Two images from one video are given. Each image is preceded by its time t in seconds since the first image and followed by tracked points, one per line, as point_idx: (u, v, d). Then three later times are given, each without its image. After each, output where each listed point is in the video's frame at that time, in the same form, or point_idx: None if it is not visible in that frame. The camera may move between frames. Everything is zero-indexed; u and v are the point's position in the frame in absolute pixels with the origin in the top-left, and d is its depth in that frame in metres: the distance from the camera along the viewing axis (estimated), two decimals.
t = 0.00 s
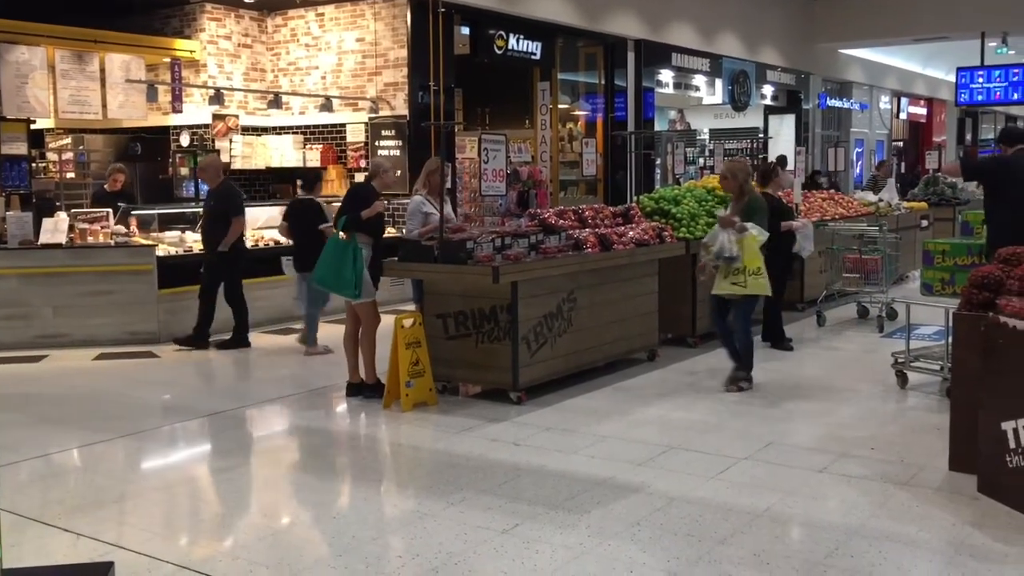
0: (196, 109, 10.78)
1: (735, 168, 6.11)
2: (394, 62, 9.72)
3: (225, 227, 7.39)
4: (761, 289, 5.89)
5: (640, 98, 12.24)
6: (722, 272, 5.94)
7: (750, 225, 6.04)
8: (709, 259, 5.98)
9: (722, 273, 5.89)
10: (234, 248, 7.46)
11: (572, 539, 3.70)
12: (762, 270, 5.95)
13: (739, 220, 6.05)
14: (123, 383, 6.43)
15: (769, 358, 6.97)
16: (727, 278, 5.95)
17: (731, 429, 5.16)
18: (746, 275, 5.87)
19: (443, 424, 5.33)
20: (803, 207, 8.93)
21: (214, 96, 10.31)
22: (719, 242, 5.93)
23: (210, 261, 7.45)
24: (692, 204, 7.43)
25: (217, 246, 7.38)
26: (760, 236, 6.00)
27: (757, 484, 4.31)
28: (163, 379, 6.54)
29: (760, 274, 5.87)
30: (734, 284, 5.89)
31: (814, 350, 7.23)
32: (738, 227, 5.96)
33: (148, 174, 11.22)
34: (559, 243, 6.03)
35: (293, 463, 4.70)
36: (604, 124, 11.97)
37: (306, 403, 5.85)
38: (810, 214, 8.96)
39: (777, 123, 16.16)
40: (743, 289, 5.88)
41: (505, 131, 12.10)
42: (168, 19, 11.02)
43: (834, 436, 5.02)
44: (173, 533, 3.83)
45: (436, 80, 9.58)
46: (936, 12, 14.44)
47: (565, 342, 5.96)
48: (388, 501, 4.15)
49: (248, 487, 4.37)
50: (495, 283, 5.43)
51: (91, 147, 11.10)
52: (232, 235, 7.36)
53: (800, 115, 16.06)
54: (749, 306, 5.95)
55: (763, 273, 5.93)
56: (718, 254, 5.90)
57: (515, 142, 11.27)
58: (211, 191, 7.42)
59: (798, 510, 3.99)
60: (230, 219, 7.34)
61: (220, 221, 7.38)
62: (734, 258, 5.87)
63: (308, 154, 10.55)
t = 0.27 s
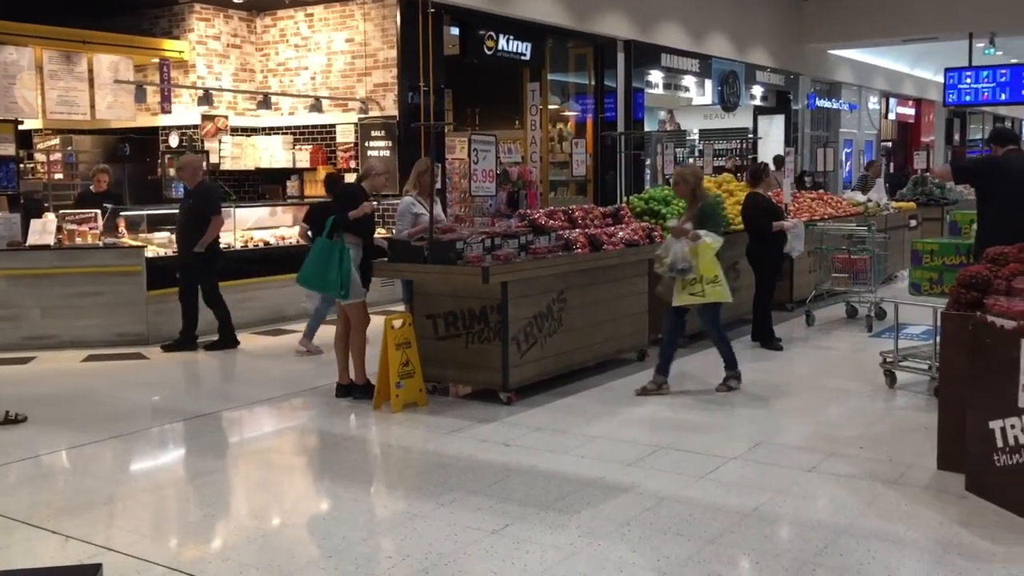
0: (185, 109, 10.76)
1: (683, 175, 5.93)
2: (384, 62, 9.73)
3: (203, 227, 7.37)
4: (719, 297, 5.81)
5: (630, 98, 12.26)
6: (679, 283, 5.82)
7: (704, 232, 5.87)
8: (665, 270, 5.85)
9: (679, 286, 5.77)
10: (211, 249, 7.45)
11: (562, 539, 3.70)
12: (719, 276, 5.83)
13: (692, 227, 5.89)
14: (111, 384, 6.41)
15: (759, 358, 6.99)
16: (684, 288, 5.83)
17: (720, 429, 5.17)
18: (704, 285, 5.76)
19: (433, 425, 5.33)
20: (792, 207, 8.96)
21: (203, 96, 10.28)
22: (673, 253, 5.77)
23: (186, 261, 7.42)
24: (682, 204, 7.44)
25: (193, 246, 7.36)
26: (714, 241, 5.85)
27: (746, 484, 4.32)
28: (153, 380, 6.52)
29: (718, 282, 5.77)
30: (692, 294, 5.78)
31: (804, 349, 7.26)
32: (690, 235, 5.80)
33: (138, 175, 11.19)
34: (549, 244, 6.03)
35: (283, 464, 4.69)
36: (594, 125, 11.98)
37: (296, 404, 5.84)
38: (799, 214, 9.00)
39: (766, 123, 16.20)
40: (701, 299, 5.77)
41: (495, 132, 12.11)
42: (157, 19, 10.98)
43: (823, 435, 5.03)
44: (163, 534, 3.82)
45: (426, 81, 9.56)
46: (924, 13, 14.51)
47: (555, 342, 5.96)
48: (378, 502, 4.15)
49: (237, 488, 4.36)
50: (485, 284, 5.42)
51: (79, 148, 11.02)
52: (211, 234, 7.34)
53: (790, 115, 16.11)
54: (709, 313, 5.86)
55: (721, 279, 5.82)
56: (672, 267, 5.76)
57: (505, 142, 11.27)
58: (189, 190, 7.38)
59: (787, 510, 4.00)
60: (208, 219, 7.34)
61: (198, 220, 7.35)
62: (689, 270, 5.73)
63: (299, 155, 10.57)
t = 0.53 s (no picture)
0: (165, 111, 10.72)
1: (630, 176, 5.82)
2: (365, 64, 9.72)
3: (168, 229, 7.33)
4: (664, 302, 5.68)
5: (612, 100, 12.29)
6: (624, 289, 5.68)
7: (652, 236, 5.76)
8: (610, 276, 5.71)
9: (624, 289, 5.62)
10: (177, 252, 7.38)
11: (543, 541, 3.71)
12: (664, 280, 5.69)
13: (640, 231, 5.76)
14: (90, 388, 6.37)
15: (739, 359, 7.02)
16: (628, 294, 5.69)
17: (701, 430, 5.19)
18: (649, 289, 5.62)
19: (415, 427, 5.32)
20: (772, 210, 9.00)
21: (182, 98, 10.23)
22: (617, 259, 5.64)
23: (153, 263, 7.33)
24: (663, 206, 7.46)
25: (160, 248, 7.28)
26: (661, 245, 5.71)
27: (727, 485, 4.34)
28: (132, 384, 6.48)
29: (663, 287, 5.64)
30: (636, 298, 5.63)
31: (784, 351, 7.30)
32: (636, 239, 5.66)
33: (116, 177, 11.15)
34: (530, 246, 6.03)
35: (263, 468, 4.67)
36: (575, 127, 12.05)
37: (277, 407, 5.82)
38: (780, 216, 9.04)
39: (746, 126, 16.28)
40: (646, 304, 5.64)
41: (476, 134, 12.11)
42: (136, 20, 10.92)
43: (803, 436, 5.06)
44: (142, 539, 3.80)
45: (407, 82, 9.54)
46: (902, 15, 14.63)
47: (537, 345, 5.97)
48: (359, 505, 4.14)
49: (217, 492, 4.34)
50: (466, 286, 5.42)
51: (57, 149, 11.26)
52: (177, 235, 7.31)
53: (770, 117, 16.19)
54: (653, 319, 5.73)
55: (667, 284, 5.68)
56: (617, 273, 5.62)
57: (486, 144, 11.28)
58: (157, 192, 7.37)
59: (767, 510, 4.02)
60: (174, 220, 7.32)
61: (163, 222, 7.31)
62: (633, 276, 5.60)
63: (279, 157, 10.51)
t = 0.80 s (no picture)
0: (143, 114, 10.66)
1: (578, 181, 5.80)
2: (345, 67, 9.70)
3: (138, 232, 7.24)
4: (612, 313, 5.62)
5: (592, 103, 12.32)
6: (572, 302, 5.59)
7: (598, 246, 5.71)
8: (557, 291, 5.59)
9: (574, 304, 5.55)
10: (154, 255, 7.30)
11: (524, 544, 3.71)
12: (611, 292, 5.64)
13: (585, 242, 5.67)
14: (66, 392, 6.31)
15: (719, 361, 7.06)
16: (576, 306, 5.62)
17: (680, 432, 5.21)
18: (596, 301, 5.57)
19: (395, 430, 5.31)
20: (751, 212, 9.05)
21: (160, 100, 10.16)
22: (567, 276, 5.52)
23: (128, 267, 7.25)
24: (643, 209, 7.47)
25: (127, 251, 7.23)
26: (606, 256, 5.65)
27: (706, 486, 4.36)
28: (109, 388, 6.43)
29: (611, 298, 5.59)
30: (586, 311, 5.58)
31: (763, 353, 7.34)
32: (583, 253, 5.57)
33: (94, 178, 11.15)
34: (510, 249, 6.04)
35: (241, 472, 4.65)
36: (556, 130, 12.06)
37: (256, 411, 5.79)
38: (758, 218, 9.10)
39: (726, 129, 16.36)
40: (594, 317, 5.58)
41: (457, 136, 12.10)
42: (114, 22, 10.85)
43: (782, 437, 5.09)
44: (120, 544, 3.77)
45: (388, 85, 9.52)
46: (879, 19, 14.76)
47: (517, 347, 5.98)
48: (338, 509, 4.12)
49: (195, 496, 4.31)
50: (446, 289, 5.42)
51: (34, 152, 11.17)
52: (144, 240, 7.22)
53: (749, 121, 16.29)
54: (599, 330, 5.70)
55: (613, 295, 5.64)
56: (568, 289, 5.51)
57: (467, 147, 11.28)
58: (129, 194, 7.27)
59: (746, 511, 4.04)
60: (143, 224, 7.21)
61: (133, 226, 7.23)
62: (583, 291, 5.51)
63: (259, 160, 10.49)
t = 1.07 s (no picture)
0: (126, 117, 10.61)
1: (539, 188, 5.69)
2: (330, 69, 9.50)
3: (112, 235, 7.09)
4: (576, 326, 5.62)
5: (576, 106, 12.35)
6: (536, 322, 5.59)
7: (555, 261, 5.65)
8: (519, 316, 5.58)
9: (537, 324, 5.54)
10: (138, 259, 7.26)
11: (510, 547, 3.71)
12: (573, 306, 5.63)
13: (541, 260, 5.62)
14: (48, 397, 6.27)
15: (704, 364, 7.08)
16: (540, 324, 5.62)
17: (666, 435, 5.22)
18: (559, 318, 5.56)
19: (381, 434, 5.30)
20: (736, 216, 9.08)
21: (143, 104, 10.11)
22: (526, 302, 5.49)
23: (111, 271, 7.20)
24: (628, 213, 7.48)
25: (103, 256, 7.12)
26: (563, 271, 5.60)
27: (691, 488, 4.37)
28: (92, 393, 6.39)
29: (572, 312, 5.58)
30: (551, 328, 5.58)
31: (747, 355, 7.36)
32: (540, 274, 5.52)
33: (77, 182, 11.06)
34: (495, 252, 6.04)
35: (226, 476, 4.63)
36: (541, 133, 12.08)
37: (240, 415, 5.76)
38: (742, 222, 9.13)
39: (710, 133, 16.42)
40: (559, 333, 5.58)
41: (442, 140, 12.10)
42: (97, 25, 10.80)
43: (766, 440, 5.11)
44: (101, 550, 3.74)
45: (372, 88, 9.51)
46: (862, 23, 14.86)
47: (502, 350, 5.98)
48: (323, 513, 4.11)
49: (179, 501, 4.29)
50: (432, 292, 5.42)
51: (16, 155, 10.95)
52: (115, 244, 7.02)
53: (734, 124, 16.35)
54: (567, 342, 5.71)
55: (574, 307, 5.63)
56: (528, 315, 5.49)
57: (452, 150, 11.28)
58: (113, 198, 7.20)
59: (731, 513, 4.05)
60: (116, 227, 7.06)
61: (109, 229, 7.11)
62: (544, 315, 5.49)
63: (243, 163, 10.46)
